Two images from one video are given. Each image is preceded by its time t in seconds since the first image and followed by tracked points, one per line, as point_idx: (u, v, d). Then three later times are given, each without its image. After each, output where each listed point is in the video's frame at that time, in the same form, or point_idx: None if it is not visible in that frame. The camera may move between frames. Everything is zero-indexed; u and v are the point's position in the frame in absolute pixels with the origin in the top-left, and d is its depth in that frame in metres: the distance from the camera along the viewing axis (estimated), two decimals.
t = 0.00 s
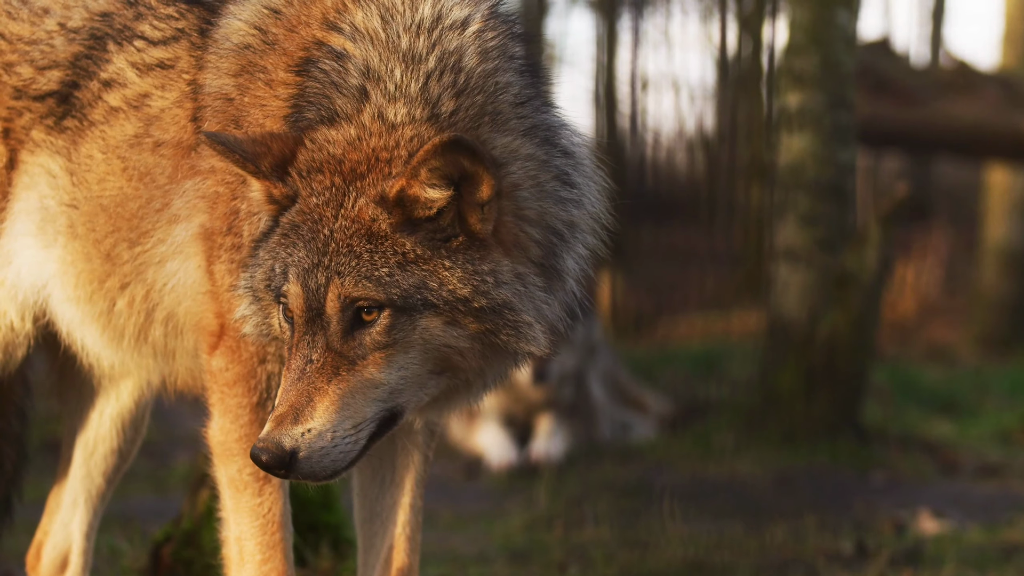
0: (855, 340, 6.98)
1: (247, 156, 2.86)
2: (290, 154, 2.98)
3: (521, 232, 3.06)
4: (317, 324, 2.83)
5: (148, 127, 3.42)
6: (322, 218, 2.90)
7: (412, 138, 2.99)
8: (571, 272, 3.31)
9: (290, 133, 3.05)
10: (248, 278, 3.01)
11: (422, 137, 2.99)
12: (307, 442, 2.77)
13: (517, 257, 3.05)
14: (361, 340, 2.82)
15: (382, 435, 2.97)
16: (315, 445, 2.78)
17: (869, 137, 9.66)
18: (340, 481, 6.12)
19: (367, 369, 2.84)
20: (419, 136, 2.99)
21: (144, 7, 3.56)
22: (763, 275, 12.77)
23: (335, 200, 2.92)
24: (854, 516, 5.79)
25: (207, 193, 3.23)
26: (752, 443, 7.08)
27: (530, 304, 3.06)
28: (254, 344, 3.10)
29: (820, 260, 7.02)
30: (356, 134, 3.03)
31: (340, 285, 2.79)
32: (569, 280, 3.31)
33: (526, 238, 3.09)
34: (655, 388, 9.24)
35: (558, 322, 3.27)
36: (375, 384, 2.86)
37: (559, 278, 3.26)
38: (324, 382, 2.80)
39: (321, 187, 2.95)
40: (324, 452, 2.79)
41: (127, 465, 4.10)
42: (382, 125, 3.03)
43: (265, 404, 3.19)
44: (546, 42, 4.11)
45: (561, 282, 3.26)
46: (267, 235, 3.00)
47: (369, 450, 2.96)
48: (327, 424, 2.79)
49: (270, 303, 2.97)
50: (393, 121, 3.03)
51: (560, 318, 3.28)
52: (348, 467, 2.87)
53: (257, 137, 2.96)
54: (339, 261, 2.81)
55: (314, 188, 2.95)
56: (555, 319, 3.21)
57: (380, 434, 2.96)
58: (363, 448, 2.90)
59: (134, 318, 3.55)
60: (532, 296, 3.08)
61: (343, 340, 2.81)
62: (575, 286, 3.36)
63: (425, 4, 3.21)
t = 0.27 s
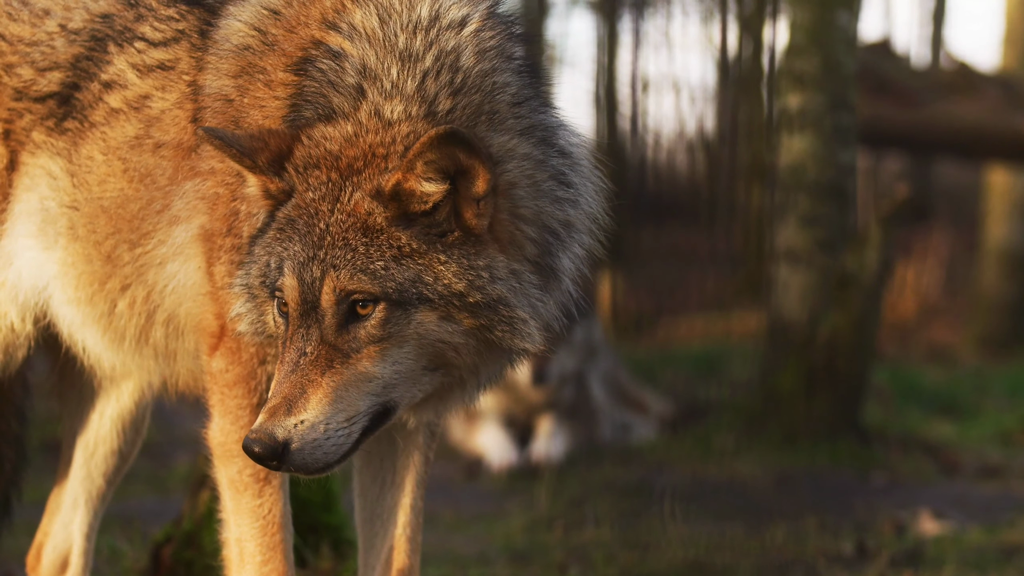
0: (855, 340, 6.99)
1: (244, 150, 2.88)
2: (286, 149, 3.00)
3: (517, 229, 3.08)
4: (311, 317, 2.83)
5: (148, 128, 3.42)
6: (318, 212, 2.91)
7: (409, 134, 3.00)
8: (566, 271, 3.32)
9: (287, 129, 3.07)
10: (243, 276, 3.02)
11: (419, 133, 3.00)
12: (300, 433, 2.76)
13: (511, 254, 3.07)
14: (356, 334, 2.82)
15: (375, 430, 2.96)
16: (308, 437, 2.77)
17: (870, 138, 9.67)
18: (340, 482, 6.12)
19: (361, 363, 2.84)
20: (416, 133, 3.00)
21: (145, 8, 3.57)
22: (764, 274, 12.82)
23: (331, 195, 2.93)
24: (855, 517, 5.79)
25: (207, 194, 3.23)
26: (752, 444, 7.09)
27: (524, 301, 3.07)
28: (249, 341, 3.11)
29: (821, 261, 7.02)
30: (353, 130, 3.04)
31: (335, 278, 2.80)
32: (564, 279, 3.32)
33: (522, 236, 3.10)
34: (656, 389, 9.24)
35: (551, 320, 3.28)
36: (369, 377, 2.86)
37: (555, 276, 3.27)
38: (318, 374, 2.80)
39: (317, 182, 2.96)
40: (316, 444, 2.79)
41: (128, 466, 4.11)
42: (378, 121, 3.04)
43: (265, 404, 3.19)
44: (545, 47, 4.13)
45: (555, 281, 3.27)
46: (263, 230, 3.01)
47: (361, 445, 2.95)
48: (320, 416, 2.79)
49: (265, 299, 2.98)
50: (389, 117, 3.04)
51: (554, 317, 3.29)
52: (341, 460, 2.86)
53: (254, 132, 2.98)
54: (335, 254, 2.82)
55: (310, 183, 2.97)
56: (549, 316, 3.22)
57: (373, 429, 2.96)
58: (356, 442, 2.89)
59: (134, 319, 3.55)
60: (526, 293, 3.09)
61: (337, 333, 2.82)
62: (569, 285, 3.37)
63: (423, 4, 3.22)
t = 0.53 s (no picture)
0: (855, 340, 6.99)
1: (242, 141, 2.89)
2: (285, 142, 3.02)
3: (514, 225, 3.09)
4: (307, 306, 2.84)
5: (148, 127, 3.42)
6: (316, 203, 2.93)
7: (407, 128, 3.01)
8: (562, 270, 3.33)
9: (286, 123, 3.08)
10: (239, 269, 3.03)
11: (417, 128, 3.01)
12: (293, 420, 2.76)
13: (508, 249, 3.07)
14: (351, 324, 2.83)
15: (369, 421, 2.95)
16: (301, 424, 2.77)
17: (870, 138, 9.66)
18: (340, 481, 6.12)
19: (355, 353, 2.85)
20: (415, 127, 3.01)
21: (145, 7, 3.57)
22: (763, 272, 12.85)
23: (329, 186, 2.95)
24: (855, 517, 5.79)
25: (206, 193, 3.23)
26: (752, 443, 7.09)
27: (521, 296, 3.08)
28: (244, 336, 3.11)
29: (821, 261, 7.02)
30: (351, 123, 3.05)
31: (333, 268, 2.81)
32: (560, 277, 3.32)
33: (519, 232, 3.11)
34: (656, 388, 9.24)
35: (547, 318, 3.28)
36: (363, 367, 2.86)
37: (551, 275, 3.27)
38: (312, 362, 2.80)
39: (315, 174, 2.98)
40: (309, 432, 2.78)
41: (128, 465, 4.10)
42: (377, 115, 3.05)
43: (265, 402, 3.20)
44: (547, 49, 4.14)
45: (552, 279, 3.27)
46: (260, 222, 3.02)
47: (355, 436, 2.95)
48: (314, 404, 2.79)
49: (260, 292, 2.99)
50: (388, 112, 3.05)
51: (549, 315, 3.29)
52: (334, 450, 2.86)
53: (253, 125, 2.99)
54: (332, 244, 2.84)
55: (308, 175, 2.99)
56: (544, 314, 3.23)
57: (367, 420, 2.95)
58: (349, 432, 2.89)
59: (134, 318, 3.55)
60: (523, 289, 3.09)
61: (333, 322, 2.82)
62: (565, 284, 3.37)
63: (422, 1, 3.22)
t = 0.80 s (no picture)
0: (856, 338, 6.99)
1: (243, 130, 2.89)
2: (285, 132, 3.01)
3: (512, 218, 3.08)
4: (306, 293, 2.83)
5: (148, 125, 3.42)
6: (315, 191, 2.92)
7: (407, 120, 3.01)
8: (559, 266, 3.32)
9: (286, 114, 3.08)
10: (236, 260, 3.03)
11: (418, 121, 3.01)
12: (290, 406, 2.74)
13: (507, 242, 3.07)
14: (349, 311, 2.82)
15: (365, 410, 2.93)
16: (297, 410, 2.75)
17: (871, 136, 9.65)
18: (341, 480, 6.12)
19: (353, 341, 2.83)
20: (415, 119, 3.01)
21: (146, 5, 3.56)
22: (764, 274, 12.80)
23: (328, 175, 2.94)
24: (855, 516, 5.79)
25: (205, 191, 3.23)
26: (753, 442, 7.09)
27: (518, 288, 3.07)
28: (241, 329, 3.10)
29: (823, 260, 7.01)
30: (351, 115, 3.05)
31: (332, 255, 2.80)
32: (557, 274, 3.31)
33: (517, 227, 3.10)
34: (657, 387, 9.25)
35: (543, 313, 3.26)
36: (360, 355, 2.84)
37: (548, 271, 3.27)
38: (309, 349, 2.79)
39: (316, 163, 2.98)
40: (305, 418, 2.76)
41: (128, 464, 4.10)
42: (377, 107, 3.05)
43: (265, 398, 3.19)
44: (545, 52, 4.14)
45: (549, 275, 3.26)
46: (258, 211, 3.02)
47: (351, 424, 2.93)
48: (310, 390, 2.77)
49: (257, 282, 2.99)
50: (389, 104, 3.05)
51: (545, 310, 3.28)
52: (330, 437, 2.84)
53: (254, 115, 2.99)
54: (331, 231, 2.83)
55: (308, 164, 2.98)
56: (541, 309, 3.21)
57: (362, 409, 2.94)
58: (345, 420, 2.87)
59: (134, 317, 3.55)
60: (520, 283, 3.08)
61: (331, 309, 2.81)
62: (562, 282, 3.36)
63: None
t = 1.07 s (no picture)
0: (855, 338, 6.99)
1: (242, 123, 2.90)
2: (284, 125, 3.02)
3: (511, 212, 3.08)
4: (303, 284, 2.83)
5: (147, 124, 3.41)
6: (313, 184, 2.93)
7: (406, 114, 3.01)
8: (557, 262, 3.31)
9: (285, 107, 3.08)
10: (233, 254, 3.04)
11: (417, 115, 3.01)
12: (286, 395, 2.73)
13: (505, 236, 3.07)
14: (347, 302, 2.81)
15: (362, 402, 2.93)
16: (294, 400, 2.74)
17: (871, 136, 9.64)
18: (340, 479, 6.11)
19: (351, 332, 2.83)
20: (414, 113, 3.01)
21: (145, 4, 3.56)
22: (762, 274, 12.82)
23: (327, 167, 2.95)
24: (855, 515, 5.78)
25: (204, 190, 3.23)
26: (752, 441, 7.09)
27: (517, 282, 3.06)
28: (238, 324, 3.10)
29: (823, 259, 7.01)
30: (350, 108, 3.06)
31: (330, 246, 2.81)
32: (555, 270, 3.30)
33: (516, 221, 3.10)
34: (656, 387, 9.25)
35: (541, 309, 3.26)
36: (358, 346, 2.83)
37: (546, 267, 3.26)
38: (307, 339, 2.78)
39: (314, 156, 2.98)
40: (302, 408, 2.76)
41: (128, 463, 4.10)
42: (376, 101, 3.05)
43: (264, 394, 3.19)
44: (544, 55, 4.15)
45: (547, 271, 3.26)
46: (257, 204, 3.02)
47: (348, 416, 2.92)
48: (307, 380, 2.77)
49: (255, 276, 2.99)
50: (388, 98, 3.05)
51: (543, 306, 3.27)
52: (326, 428, 2.83)
53: (253, 108, 3.00)
54: (330, 223, 2.84)
55: (307, 157, 2.99)
56: (539, 304, 3.21)
57: (359, 401, 2.93)
58: (342, 412, 2.86)
59: (133, 316, 3.55)
60: (518, 278, 3.07)
61: (329, 300, 2.81)
62: (560, 278, 3.35)
63: None
